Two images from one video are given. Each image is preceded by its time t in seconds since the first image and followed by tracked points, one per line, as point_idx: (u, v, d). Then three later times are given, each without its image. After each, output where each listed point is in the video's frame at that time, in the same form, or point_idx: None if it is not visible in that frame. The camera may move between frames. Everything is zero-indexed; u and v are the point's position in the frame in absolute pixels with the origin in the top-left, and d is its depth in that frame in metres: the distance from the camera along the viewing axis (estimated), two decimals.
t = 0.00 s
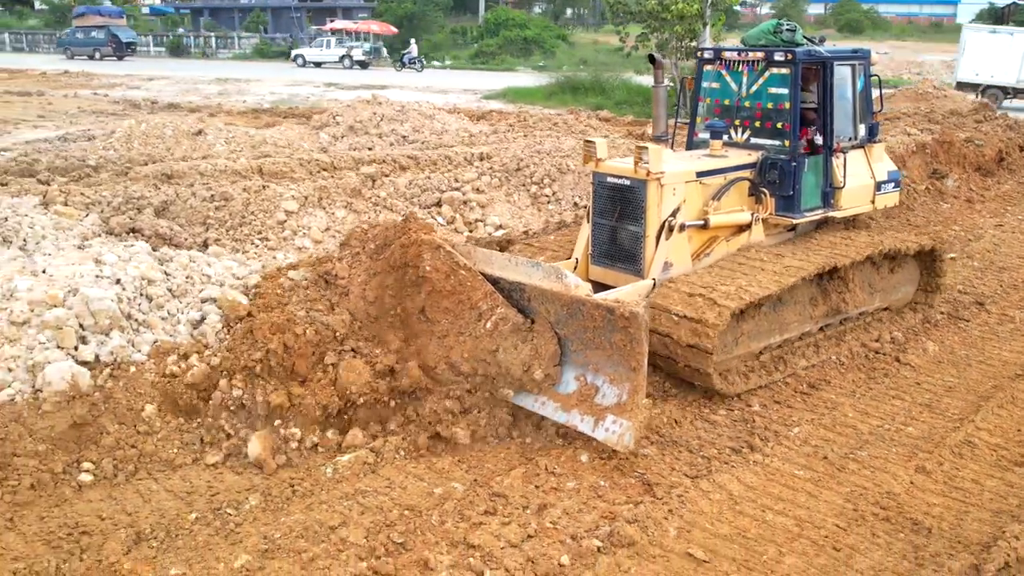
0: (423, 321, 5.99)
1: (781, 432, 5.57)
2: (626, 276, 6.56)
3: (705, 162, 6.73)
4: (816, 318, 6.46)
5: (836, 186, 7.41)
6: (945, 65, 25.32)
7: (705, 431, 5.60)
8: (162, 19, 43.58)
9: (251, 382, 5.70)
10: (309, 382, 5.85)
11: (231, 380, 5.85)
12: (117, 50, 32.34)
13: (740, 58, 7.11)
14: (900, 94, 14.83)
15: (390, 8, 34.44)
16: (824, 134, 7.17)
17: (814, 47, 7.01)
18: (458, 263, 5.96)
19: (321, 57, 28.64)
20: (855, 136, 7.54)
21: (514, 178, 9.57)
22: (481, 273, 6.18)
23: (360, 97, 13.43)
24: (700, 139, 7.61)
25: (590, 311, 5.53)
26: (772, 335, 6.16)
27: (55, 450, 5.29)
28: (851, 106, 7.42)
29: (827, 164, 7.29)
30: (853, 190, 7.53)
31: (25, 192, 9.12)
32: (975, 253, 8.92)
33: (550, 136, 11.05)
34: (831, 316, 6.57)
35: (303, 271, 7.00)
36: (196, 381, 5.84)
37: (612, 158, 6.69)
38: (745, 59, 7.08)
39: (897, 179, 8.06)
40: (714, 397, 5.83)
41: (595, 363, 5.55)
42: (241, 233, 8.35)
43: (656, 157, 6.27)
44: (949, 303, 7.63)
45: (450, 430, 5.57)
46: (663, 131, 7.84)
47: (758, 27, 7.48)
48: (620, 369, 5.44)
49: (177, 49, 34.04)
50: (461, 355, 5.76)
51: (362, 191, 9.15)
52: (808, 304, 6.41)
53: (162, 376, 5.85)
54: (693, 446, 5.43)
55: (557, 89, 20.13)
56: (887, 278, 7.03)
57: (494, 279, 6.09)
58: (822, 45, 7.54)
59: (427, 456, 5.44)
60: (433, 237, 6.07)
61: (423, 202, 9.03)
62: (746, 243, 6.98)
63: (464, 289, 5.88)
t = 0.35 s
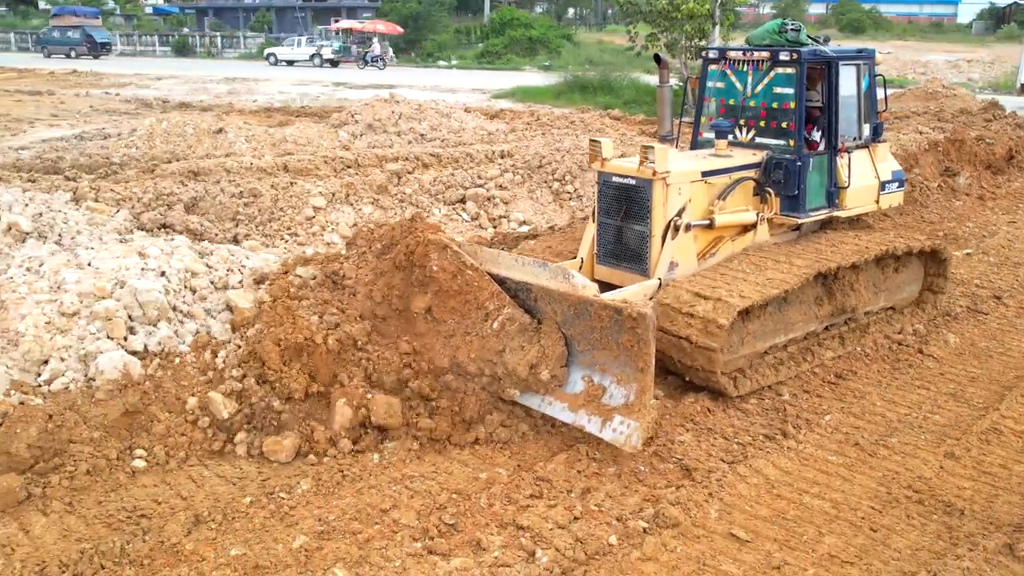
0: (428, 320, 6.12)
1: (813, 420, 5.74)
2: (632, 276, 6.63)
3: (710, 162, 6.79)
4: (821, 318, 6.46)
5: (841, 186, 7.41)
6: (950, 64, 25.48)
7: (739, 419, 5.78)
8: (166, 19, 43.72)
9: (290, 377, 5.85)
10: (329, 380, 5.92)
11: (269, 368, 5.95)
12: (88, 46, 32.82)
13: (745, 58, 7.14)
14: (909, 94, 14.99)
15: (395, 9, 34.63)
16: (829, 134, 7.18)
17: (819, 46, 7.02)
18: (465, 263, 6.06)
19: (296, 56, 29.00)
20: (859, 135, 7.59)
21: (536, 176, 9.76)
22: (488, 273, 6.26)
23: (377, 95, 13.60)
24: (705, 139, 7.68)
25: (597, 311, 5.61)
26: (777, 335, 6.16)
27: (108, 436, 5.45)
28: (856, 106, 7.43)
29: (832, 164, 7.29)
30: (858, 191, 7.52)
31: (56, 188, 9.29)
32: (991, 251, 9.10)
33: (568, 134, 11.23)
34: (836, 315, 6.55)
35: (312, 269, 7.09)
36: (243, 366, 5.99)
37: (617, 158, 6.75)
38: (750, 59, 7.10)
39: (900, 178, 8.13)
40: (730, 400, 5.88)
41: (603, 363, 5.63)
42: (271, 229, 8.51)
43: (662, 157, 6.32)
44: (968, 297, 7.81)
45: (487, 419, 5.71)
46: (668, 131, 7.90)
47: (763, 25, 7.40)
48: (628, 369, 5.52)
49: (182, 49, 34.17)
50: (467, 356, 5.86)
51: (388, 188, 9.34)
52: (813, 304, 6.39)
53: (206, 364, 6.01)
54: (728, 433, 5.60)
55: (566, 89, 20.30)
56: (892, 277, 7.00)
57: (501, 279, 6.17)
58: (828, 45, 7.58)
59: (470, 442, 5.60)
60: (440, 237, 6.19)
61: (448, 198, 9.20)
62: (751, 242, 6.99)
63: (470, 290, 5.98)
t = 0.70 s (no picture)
0: (437, 321, 6.07)
1: (843, 408, 5.90)
2: (638, 275, 6.62)
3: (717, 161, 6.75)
4: (827, 317, 6.52)
5: (846, 185, 7.40)
6: (954, 63, 25.65)
7: (771, 406, 5.94)
8: (171, 19, 43.85)
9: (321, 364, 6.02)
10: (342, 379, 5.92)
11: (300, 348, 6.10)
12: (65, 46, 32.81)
13: (750, 58, 7.11)
14: (919, 93, 15.14)
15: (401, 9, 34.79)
16: (834, 133, 7.18)
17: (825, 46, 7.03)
18: (473, 266, 6.04)
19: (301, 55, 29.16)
20: (865, 134, 7.60)
21: (558, 173, 9.94)
22: (495, 275, 6.20)
23: (394, 94, 13.76)
24: (710, 138, 7.62)
25: (605, 314, 5.52)
26: (784, 334, 6.22)
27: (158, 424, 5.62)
28: (861, 106, 7.42)
29: (837, 163, 7.31)
30: (863, 190, 7.53)
31: (87, 184, 9.45)
32: (1007, 246, 9.27)
33: (586, 133, 11.40)
34: (841, 315, 6.62)
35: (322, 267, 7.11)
36: (284, 353, 6.12)
37: (623, 158, 6.74)
38: (756, 58, 7.07)
39: (905, 178, 8.15)
40: (759, 390, 6.03)
41: (611, 366, 5.53)
42: (300, 224, 8.66)
43: (669, 156, 6.28)
44: (986, 292, 7.98)
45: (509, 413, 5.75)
46: (675, 131, 7.50)
47: (769, 24, 7.29)
48: (636, 373, 5.42)
49: (188, 48, 34.34)
50: (475, 358, 5.82)
51: (414, 184, 9.52)
52: (819, 304, 6.45)
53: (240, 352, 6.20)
54: (761, 421, 5.76)
55: (575, 88, 20.47)
56: (897, 276, 7.06)
57: (508, 281, 6.09)
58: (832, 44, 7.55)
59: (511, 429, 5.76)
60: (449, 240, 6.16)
61: (472, 195, 9.36)
62: (757, 241, 6.99)
63: (479, 291, 5.96)
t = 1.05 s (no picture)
0: (444, 322, 6.03)
1: (872, 397, 6.07)
2: (645, 275, 6.60)
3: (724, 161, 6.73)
4: (833, 317, 6.45)
5: (852, 184, 7.37)
6: (958, 62, 25.82)
7: (802, 395, 6.11)
8: (176, 19, 43.89)
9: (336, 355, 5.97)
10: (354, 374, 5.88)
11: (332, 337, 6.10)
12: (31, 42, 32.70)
13: (756, 57, 7.12)
14: (927, 92, 15.31)
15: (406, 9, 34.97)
16: (839, 133, 7.18)
17: (829, 46, 7.03)
18: (482, 267, 5.97)
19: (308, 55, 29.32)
20: (869, 133, 7.52)
21: (580, 170, 10.13)
22: (502, 275, 6.18)
23: (410, 93, 13.94)
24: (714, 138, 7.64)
25: (614, 316, 5.56)
26: (791, 335, 6.17)
27: (206, 412, 5.77)
28: (867, 105, 7.41)
29: (842, 163, 7.29)
30: (869, 189, 7.51)
31: (117, 180, 9.62)
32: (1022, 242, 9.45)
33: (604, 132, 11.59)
34: (848, 315, 6.55)
35: (333, 266, 7.04)
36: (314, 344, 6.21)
37: (629, 158, 6.69)
38: (761, 58, 7.09)
39: (910, 178, 8.11)
40: (790, 380, 6.20)
41: (620, 367, 5.58)
42: (329, 220, 8.83)
43: (676, 156, 6.27)
44: (1005, 286, 8.14)
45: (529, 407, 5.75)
46: (682, 130, 7.47)
47: (772, 25, 7.30)
48: (645, 374, 5.47)
49: (193, 48, 34.55)
50: (483, 360, 5.82)
51: (439, 180, 9.72)
52: (825, 303, 6.41)
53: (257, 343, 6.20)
54: (794, 409, 5.93)
55: (584, 87, 20.65)
56: (903, 275, 7.01)
57: (515, 281, 6.08)
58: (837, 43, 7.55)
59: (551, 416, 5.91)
60: (457, 239, 6.09)
61: (496, 191, 9.54)
62: (763, 241, 6.98)
63: (487, 293, 5.92)
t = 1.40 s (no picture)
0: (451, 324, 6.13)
1: (896, 387, 6.25)
2: (649, 276, 6.63)
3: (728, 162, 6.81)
4: (838, 317, 6.55)
5: (856, 184, 7.40)
6: (962, 62, 25.98)
7: (828, 384, 6.29)
8: (179, 19, 44.02)
9: (357, 348, 5.95)
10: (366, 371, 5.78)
11: (358, 329, 6.17)
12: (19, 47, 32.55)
13: (760, 58, 7.17)
14: (936, 91, 15.49)
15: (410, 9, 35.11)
16: (843, 133, 7.22)
17: (834, 46, 7.08)
18: (489, 269, 6.10)
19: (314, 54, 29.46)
20: (873, 133, 7.56)
21: (599, 167, 10.31)
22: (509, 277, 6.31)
23: (426, 92, 14.11)
24: (719, 138, 7.68)
25: (620, 319, 5.60)
26: (795, 335, 6.26)
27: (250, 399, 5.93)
28: (871, 106, 7.45)
29: (846, 163, 7.31)
30: (872, 189, 7.55)
31: (146, 178, 9.78)
32: None
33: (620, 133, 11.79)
34: (851, 315, 6.66)
35: (344, 266, 6.87)
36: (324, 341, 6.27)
37: (634, 159, 6.76)
38: (765, 58, 7.13)
39: (914, 177, 8.08)
40: (817, 372, 6.37)
41: (626, 369, 5.60)
42: (355, 216, 9.00)
43: (680, 157, 6.33)
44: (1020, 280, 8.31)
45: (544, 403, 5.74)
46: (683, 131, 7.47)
47: (777, 25, 7.34)
48: (652, 377, 5.49)
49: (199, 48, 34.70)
50: (491, 362, 5.91)
51: (462, 178, 9.91)
52: (829, 303, 6.49)
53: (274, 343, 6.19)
54: (822, 398, 6.10)
55: (592, 87, 20.82)
56: (907, 275, 7.13)
57: (522, 282, 6.23)
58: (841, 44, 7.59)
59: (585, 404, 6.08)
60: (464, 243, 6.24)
61: (518, 188, 9.72)
62: (767, 242, 7.05)
63: (494, 295, 6.04)
